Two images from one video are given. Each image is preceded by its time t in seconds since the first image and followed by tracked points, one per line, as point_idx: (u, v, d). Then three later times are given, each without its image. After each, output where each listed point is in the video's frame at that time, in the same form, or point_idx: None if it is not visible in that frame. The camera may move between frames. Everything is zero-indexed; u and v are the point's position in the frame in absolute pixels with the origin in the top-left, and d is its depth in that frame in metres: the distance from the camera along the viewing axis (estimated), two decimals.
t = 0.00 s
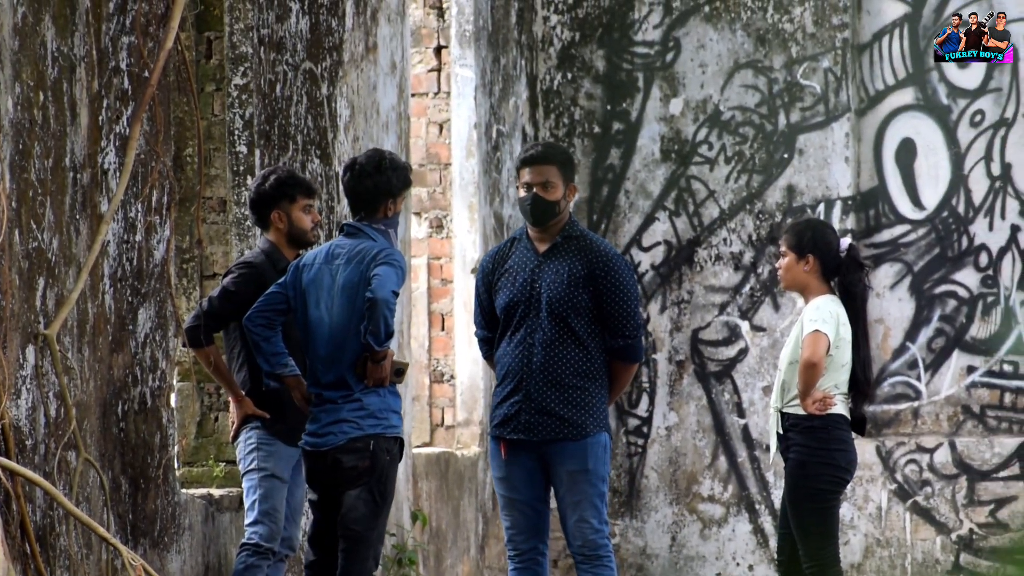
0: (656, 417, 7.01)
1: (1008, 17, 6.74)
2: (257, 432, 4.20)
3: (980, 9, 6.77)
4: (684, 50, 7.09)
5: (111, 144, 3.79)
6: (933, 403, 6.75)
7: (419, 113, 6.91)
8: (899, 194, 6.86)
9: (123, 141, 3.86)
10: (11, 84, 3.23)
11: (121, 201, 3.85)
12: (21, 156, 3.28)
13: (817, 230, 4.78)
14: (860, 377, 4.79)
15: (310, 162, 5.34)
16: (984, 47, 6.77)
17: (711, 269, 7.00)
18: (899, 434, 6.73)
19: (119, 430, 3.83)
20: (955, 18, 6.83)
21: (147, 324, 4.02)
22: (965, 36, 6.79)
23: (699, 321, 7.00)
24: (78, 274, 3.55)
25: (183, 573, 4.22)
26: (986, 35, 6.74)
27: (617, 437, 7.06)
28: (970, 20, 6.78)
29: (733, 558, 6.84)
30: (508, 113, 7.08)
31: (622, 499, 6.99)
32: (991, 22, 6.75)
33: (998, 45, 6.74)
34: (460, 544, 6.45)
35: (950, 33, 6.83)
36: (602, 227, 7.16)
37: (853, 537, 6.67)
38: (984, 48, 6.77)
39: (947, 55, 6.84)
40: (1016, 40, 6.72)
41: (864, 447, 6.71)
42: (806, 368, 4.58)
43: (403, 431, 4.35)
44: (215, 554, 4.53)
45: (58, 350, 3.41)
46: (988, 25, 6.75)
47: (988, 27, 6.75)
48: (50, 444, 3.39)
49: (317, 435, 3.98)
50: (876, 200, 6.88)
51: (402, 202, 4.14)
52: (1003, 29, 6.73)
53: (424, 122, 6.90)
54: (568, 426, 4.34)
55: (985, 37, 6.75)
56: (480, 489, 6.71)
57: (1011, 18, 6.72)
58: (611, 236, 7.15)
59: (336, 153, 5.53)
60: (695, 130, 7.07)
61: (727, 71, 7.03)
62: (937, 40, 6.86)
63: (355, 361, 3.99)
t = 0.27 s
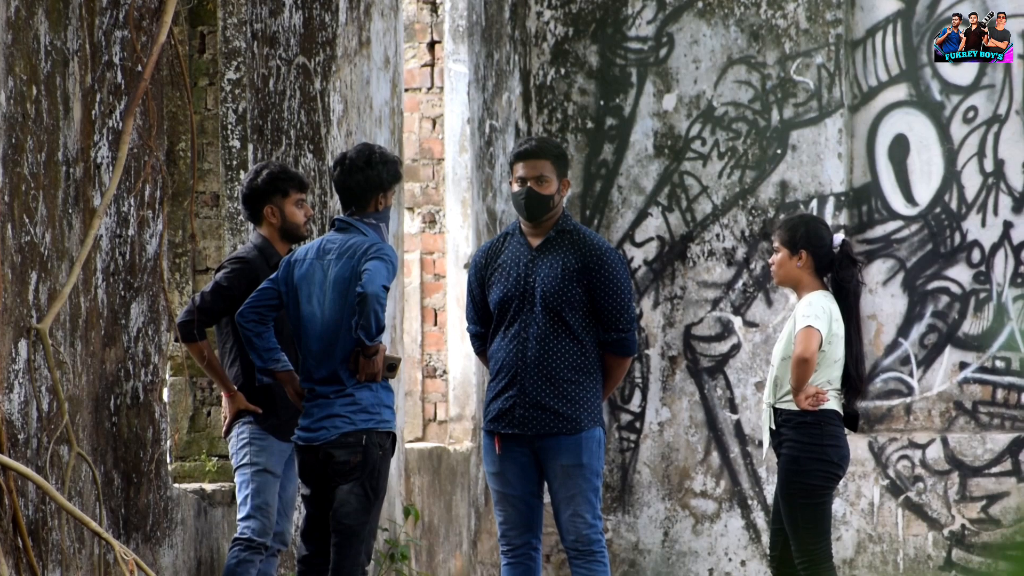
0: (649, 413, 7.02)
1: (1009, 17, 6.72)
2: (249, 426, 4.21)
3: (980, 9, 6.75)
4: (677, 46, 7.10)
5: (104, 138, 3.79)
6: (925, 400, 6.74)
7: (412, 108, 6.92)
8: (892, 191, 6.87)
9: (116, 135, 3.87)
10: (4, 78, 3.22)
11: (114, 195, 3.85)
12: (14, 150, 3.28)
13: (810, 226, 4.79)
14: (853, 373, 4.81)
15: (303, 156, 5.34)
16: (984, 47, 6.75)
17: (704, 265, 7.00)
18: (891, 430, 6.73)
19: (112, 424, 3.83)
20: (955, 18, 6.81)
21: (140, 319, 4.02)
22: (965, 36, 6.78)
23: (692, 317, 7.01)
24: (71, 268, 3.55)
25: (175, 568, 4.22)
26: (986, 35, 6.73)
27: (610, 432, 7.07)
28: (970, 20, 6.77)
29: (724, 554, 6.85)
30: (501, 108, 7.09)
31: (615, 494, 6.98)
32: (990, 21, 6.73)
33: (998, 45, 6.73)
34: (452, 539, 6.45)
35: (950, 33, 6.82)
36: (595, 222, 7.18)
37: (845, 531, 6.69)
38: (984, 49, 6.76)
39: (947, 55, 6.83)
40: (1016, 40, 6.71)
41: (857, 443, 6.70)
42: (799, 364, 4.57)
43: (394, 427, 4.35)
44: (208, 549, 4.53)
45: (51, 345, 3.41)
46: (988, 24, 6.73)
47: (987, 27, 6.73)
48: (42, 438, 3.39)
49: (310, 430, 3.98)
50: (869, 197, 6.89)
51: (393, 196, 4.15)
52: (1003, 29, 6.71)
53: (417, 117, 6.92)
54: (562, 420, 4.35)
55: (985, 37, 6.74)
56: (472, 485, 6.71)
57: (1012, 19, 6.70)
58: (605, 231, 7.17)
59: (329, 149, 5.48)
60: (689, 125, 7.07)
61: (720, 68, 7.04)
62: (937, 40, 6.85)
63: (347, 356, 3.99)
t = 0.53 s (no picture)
0: (644, 408, 7.02)
1: (1008, 17, 6.71)
2: (244, 422, 4.21)
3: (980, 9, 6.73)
4: (672, 40, 7.10)
5: (97, 135, 3.79)
6: (920, 394, 6.75)
7: (406, 103, 6.90)
8: (886, 185, 6.87)
9: (110, 131, 3.87)
10: None
11: (109, 192, 3.85)
12: (9, 146, 3.28)
13: (805, 221, 4.80)
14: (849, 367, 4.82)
15: (297, 152, 5.35)
16: (984, 47, 6.74)
17: (699, 260, 7.01)
18: (886, 424, 6.74)
19: (107, 421, 3.83)
20: (955, 18, 6.80)
21: (135, 315, 4.03)
22: (965, 36, 6.77)
23: (687, 312, 7.02)
24: (66, 265, 3.55)
25: (171, 564, 4.22)
26: (986, 35, 6.71)
27: (605, 427, 7.08)
28: (970, 20, 6.75)
29: (720, 548, 6.82)
30: (496, 103, 7.08)
31: (610, 489, 6.99)
32: (991, 21, 6.71)
33: (998, 45, 6.72)
34: (447, 534, 6.45)
35: (950, 33, 6.80)
36: (590, 217, 7.18)
37: (840, 526, 6.66)
38: (984, 48, 6.75)
39: (947, 55, 6.82)
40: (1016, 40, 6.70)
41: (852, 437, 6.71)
42: (798, 358, 4.59)
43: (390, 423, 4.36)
44: (203, 545, 4.54)
45: (46, 341, 3.40)
46: (988, 24, 6.71)
47: (988, 26, 6.72)
48: (37, 434, 3.39)
49: (306, 426, 3.99)
50: (864, 190, 6.89)
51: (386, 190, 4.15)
52: (1003, 29, 6.70)
53: (411, 113, 6.90)
54: (559, 415, 4.35)
55: (985, 37, 6.72)
56: (468, 480, 6.72)
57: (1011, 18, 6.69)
58: (599, 226, 7.17)
59: (323, 144, 5.55)
60: (683, 120, 7.08)
61: (714, 62, 7.04)
62: (937, 40, 6.84)
63: (342, 352, 3.99)
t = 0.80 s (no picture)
0: (637, 405, 7.02)
1: (1007, 16, 6.68)
2: (237, 418, 4.20)
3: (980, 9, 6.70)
4: (666, 38, 7.10)
5: (91, 130, 3.79)
6: (913, 392, 6.75)
7: (400, 100, 6.93)
8: (880, 183, 6.88)
9: (104, 127, 3.86)
10: None
11: (102, 187, 3.84)
12: (3, 142, 3.26)
13: (800, 218, 4.79)
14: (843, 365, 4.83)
15: (291, 149, 5.34)
16: (984, 48, 6.70)
17: (692, 257, 7.00)
18: (879, 423, 6.76)
19: (100, 416, 3.82)
20: (955, 18, 6.77)
21: (128, 311, 4.02)
22: (965, 36, 6.74)
23: (680, 310, 7.02)
24: (60, 261, 3.55)
25: (162, 560, 4.22)
26: (986, 35, 6.67)
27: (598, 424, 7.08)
28: (970, 20, 6.72)
29: (712, 546, 6.80)
30: (490, 100, 7.07)
31: (603, 487, 6.99)
32: (991, 22, 6.68)
33: (998, 45, 6.68)
34: (440, 531, 6.45)
35: (950, 33, 6.78)
36: (583, 215, 7.19)
37: (833, 524, 6.69)
38: (984, 49, 6.70)
39: (947, 55, 6.80)
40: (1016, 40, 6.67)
41: (845, 435, 6.71)
42: (794, 355, 4.59)
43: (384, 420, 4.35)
44: (195, 541, 4.53)
45: (39, 337, 3.39)
46: (988, 25, 6.68)
47: (988, 27, 6.68)
48: (31, 430, 3.39)
49: (299, 423, 3.99)
50: (857, 189, 6.91)
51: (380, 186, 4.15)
52: (1003, 29, 6.67)
53: (405, 109, 6.92)
54: (552, 412, 4.35)
55: (985, 37, 6.68)
56: (460, 477, 6.71)
57: (1011, 18, 6.67)
58: (593, 223, 7.18)
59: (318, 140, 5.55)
60: (677, 118, 7.07)
61: (709, 60, 7.03)
62: (937, 40, 6.83)
63: (335, 348, 3.99)
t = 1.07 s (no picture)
0: (624, 405, 7.02)
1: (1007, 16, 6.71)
2: (225, 419, 4.20)
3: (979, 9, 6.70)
4: (652, 37, 7.11)
5: (77, 132, 3.78)
6: (901, 390, 6.78)
7: (388, 100, 7.00)
8: (866, 181, 6.90)
9: (90, 128, 3.86)
10: None
11: (88, 189, 3.83)
12: None
13: (787, 218, 4.81)
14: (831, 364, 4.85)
15: (278, 149, 5.35)
16: (984, 47, 6.70)
17: (679, 257, 7.01)
18: (865, 421, 6.79)
19: (87, 418, 3.82)
20: (955, 18, 6.77)
21: (115, 313, 4.02)
22: (965, 36, 6.73)
23: (667, 309, 7.02)
24: (46, 262, 3.54)
25: (151, 562, 4.22)
26: (986, 35, 6.67)
27: (586, 424, 7.08)
28: (970, 20, 6.71)
29: (700, 546, 6.82)
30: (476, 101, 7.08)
31: (591, 486, 7.00)
32: (991, 21, 6.70)
33: (998, 45, 6.70)
34: (428, 532, 6.47)
35: (951, 33, 6.79)
36: (570, 214, 7.20)
37: (821, 522, 6.70)
38: (984, 48, 6.71)
39: (947, 55, 6.82)
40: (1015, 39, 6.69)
41: (832, 434, 6.72)
42: (783, 355, 4.60)
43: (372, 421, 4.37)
44: (183, 543, 4.53)
45: (26, 340, 3.39)
46: (988, 25, 6.69)
47: (987, 27, 6.69)
48: (17, 432, 3.38)
49: (287, 424, 3.99)
50: (844, 187, 6.92)
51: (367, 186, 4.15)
52: (1003, 29, 6.70)
53: (392, 109, 6.97)
54: (538, 411, 4.36)
55: (985, 37, 6.68)
56: (448, 477, 6.72)
57: (1011, 19, 6.69)
58: (580, 223, 7.18)
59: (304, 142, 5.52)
60: (663, 117, 7.08)
61: (694, 59, 7.04)
62: (937, 40, 6.84)
63: (324, 348, 4.00)
